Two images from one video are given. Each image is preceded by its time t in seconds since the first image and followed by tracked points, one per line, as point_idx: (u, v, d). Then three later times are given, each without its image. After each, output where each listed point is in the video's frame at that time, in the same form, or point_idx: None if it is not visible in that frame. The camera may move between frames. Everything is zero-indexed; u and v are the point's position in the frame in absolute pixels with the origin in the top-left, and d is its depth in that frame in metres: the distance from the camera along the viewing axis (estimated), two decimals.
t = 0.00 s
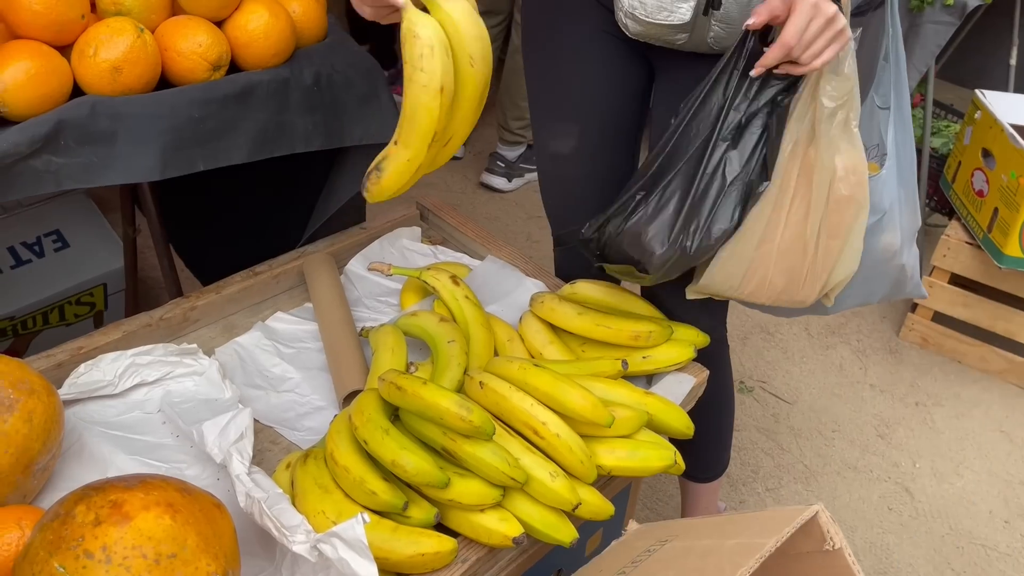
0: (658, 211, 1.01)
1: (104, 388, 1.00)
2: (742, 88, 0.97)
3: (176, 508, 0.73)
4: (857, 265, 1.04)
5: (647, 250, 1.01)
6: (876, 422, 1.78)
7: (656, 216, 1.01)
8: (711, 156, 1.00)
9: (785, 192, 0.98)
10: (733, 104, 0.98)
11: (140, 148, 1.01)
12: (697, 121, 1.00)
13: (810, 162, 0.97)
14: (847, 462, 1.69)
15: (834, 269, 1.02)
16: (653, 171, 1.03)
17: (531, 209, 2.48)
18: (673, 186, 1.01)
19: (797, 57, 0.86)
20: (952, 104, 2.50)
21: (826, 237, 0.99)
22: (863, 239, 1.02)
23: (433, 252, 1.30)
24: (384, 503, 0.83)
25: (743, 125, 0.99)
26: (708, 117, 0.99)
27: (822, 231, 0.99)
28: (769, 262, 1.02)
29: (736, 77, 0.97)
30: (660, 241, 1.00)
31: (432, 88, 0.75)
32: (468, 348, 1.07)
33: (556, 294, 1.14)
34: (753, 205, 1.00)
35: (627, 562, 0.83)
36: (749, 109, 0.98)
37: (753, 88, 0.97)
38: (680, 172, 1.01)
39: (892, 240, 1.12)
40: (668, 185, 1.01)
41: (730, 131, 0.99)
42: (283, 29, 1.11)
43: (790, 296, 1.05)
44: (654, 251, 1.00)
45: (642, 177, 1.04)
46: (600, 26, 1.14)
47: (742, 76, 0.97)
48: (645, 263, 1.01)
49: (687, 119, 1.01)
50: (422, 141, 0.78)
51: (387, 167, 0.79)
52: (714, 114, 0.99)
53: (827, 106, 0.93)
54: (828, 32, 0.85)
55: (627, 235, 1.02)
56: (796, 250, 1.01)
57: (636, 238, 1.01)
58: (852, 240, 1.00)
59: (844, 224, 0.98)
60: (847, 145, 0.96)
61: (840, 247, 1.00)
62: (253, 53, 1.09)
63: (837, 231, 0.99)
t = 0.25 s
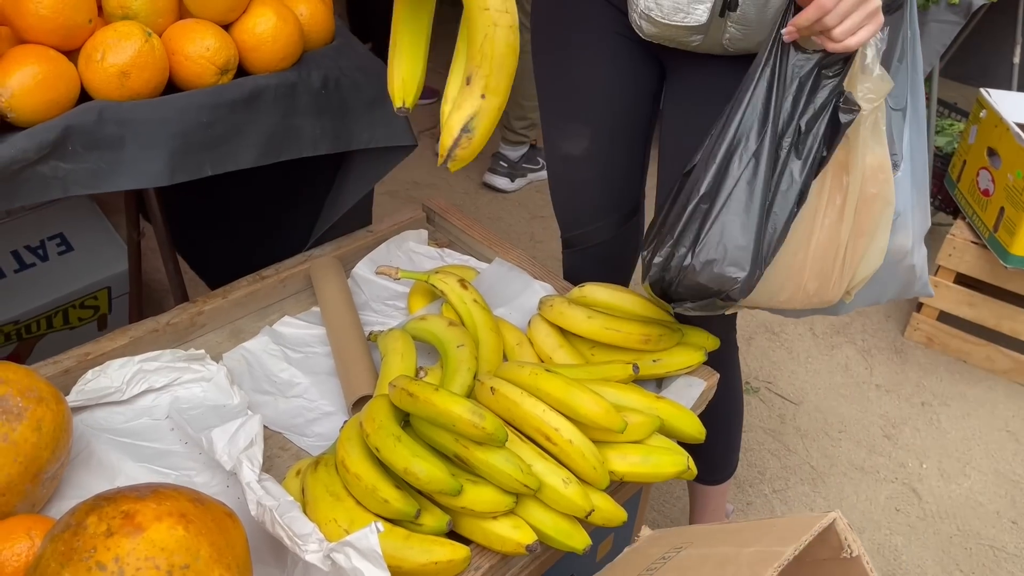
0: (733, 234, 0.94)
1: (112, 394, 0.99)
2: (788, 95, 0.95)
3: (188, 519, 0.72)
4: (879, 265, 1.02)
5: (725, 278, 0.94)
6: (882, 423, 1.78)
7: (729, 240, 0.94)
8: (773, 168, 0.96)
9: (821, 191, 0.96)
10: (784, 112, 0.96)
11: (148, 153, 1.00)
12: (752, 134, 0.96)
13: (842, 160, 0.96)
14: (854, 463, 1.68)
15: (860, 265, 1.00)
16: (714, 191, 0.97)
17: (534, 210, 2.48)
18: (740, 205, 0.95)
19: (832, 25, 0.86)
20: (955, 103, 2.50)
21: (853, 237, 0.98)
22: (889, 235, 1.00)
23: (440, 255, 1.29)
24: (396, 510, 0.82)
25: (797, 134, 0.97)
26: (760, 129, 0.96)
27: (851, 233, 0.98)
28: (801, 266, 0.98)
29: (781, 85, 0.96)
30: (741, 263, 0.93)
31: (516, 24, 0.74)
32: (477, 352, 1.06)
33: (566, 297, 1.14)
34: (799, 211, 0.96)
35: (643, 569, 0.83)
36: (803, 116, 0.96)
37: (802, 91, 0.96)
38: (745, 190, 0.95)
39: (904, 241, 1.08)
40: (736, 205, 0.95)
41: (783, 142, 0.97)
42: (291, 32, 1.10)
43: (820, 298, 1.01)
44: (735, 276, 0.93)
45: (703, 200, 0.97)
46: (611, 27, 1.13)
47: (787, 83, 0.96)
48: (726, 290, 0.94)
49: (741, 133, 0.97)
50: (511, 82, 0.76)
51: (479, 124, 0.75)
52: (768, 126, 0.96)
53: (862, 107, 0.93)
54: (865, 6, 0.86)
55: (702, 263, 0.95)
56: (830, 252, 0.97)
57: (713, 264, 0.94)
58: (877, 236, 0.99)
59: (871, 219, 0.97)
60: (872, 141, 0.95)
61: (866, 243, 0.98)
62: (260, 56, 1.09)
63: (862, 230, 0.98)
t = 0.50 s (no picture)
0: (731, 239, 0.92)
1: (104, 401, 0.98)
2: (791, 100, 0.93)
3: (179, 528, 0.72)
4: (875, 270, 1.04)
5: (722, 282, 0.92)
6: (879, 423, 1.78)
7: (728, 245, 0.92)
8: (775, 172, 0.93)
9: (820, 196, 0.98)
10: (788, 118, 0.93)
11: (138, 158, 0.99)
12: (752, 138, 0.93)
13: (838, 166, 0.98)
14: (850, 463, 1.68)
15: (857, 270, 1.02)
16: (713, 195, 0.94)
17: (530, 210, 2.47)
18: (740, 211, 0.92)
19: (837, 31, 0.85)
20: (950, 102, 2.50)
21: (849, 243, 1.00)
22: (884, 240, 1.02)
23: (435, 257, 1.28)
24: (390, 518, 0.82)
25: (798, 140, 0.94)
26: (761, 133, 0.93)
27: (846, 238, 1.00)
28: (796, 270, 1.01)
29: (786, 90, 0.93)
30: (738, 268, 0.91)
31: None
32: (472, 356, 1.05)
33: (560, 300, 1.13)
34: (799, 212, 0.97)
35: None
36: (806, 122, 0.94)
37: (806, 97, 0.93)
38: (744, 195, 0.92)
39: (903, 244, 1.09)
40: (735, 209, 0.92)
41: (786, 147, 0.94)
42: (282, 35, 1.10)
43: (813, 302, 1.03)
44: (731, 280, 0.91)
45: (701, 205, 0.94)
46: (608, 29, 1.13)
47: (791, 89, 0.93)
48: (721, 295, 0.92)
49: (742, 137, 0.94)
50: (526, 40, 0.83)
51: (507, 86, 0.82)
52: (770, 130, 0.93)
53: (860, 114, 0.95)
54: (870, 14, 0.86)
55: (698, 267, 0.92)
56: (824, 256, 1.00)
57: (711, 268, 0.92)
58: (874, 241, 1.01)
59: (867, 227, 0.99)
60: (870, 148, 0.97)
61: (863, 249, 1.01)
62: (252, 60, 1.08)
63: (859, 237, 1.00)
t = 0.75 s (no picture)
0: (687, 230, 0.94)
1: (87, 414, 0.98)
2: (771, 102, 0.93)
3: (158, 545, 0.71)
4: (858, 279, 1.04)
5: (674, 274, 0.94)
6: (868, 426, 1.78)
7: (684, 237, 0.94)
8: (744, 172, 0.94)
9: (796, 199, 0.99)
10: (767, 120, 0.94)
11: (119, 170, 0.99)
12: (724, 135, 0.95)
13: (820, 174, 0.99)
14: (840, 467, 1.68)
15: (837, 278, 1.03)
16: (676, 187, 0.96)
17: (520, 214, 2.47)
18: (701, 205, 0.94)
19: (826, 38, 0.87)
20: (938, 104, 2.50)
21: (830, 250, 1.01)
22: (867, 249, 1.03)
23: (422, 265, 1.28)
24: (373, 531, 0.81)
25: (776, 145, 0.95)
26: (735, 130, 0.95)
27: (826, 246, 1.01)
28: (775, 277, 1.02)
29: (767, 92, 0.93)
30: (691, 261, 0.93)
31: None
32: (457, 365, 1.05)
33: (546, 308, 1.12)
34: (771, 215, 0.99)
35: None
36: (786, 126, 0.94)
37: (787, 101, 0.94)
38: (707, 188, 0.94)
39: (890, 252, 1.09)
40: (694, 201, 0.94)
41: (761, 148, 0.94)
42: (264, 45, 1.09)
43: (793, 310, 1.05)
44: (683, 273, 0.93)
45: (663, 196, 0.97)
46: (595, 38, 1.13)
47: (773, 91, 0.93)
48: (673, 287, 0.95)
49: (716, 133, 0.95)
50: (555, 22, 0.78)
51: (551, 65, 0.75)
52: (744, 128, 0.94)
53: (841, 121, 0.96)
54: (859, 24, 0.88)
55: (655, 257, 0.95)
56: (802, 263, 1.01)
57: (664, 259, 0.94)
58: (856, 250, 1.01)
59: (848, 236, 1.00)
60: (851, 157, 0.98)
61: (844, 257, 1.02)
62: (234, 70, 1.08)
63: (840, 245, 1.01)
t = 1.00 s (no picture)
0: (684, 239, 0.95)
1: (77, 423, 0.97)
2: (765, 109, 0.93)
3: (148, 556, 0.71)
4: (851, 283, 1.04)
5: (671, 282, 0.95)
6: (862, 428, 1.78)
7: (681, 245, 0.94)
8: (739, 179, 0.95)
9: (791, 204, 0.99)
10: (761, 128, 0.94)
11: (108, 179, 0.99)
12: (719, 142, 0.95)
13: (812, 179, 0.99)
14: (834, 470, 1.69)
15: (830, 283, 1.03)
16: (672, 195, 0.96)
17: (514, 218, 2.48)
18: (695, 213, 0.95)
19: (819, 46, 0.87)
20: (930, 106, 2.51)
21: (823, 256, 1.01)
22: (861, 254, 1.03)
23: (414, 271, 1.28)
24: (364, 539, 0.81)
25: (770, 151, 0.95)
26: (729, 138, 0.95)
27: (819, 253, 1.01)
28: (770, 282, 1.02)
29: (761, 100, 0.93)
30: (688, 270, 0.94)
31: None
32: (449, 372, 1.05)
33: (539, 314, 1.12)
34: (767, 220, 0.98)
35: None
36: (780, 132, 0.94)
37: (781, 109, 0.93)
38: (703, 196, 0.95)
39: (881, 257, 1.09)
40: (690, 210, 0.95)
41: (756, 156, 0.95)
42: (254, 52, 1.09)
43: (787, 315, 1.04)
44: (680, 282, 0.94)
45: (660, 203, 0.97)
46: (587, 44, 1.14)
47: (767, 99, 0.93)
48: (671, 295, 0.95)
49: (710, 140, 0.95)
50: None
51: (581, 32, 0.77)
52: (739, 136, 0.94)
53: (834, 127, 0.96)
54: (851, 32, 0.88)
55: (651, 265, 0.95)
56: (795, 269, 1.01)
57: (662, 268, 0.95)
58: (849, 255, 1.01)
59: (841, 241, 1.00)
60: (844, 163, 0.98)
61: (837, 263, 1.02)
62: (223, 78, 1.07)
63: (833, 250, 1.01)
